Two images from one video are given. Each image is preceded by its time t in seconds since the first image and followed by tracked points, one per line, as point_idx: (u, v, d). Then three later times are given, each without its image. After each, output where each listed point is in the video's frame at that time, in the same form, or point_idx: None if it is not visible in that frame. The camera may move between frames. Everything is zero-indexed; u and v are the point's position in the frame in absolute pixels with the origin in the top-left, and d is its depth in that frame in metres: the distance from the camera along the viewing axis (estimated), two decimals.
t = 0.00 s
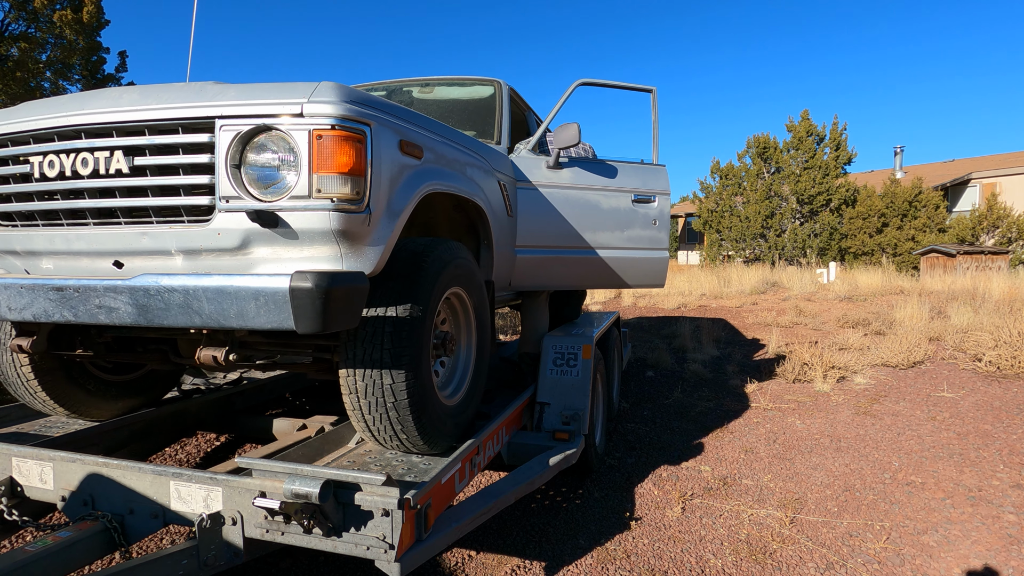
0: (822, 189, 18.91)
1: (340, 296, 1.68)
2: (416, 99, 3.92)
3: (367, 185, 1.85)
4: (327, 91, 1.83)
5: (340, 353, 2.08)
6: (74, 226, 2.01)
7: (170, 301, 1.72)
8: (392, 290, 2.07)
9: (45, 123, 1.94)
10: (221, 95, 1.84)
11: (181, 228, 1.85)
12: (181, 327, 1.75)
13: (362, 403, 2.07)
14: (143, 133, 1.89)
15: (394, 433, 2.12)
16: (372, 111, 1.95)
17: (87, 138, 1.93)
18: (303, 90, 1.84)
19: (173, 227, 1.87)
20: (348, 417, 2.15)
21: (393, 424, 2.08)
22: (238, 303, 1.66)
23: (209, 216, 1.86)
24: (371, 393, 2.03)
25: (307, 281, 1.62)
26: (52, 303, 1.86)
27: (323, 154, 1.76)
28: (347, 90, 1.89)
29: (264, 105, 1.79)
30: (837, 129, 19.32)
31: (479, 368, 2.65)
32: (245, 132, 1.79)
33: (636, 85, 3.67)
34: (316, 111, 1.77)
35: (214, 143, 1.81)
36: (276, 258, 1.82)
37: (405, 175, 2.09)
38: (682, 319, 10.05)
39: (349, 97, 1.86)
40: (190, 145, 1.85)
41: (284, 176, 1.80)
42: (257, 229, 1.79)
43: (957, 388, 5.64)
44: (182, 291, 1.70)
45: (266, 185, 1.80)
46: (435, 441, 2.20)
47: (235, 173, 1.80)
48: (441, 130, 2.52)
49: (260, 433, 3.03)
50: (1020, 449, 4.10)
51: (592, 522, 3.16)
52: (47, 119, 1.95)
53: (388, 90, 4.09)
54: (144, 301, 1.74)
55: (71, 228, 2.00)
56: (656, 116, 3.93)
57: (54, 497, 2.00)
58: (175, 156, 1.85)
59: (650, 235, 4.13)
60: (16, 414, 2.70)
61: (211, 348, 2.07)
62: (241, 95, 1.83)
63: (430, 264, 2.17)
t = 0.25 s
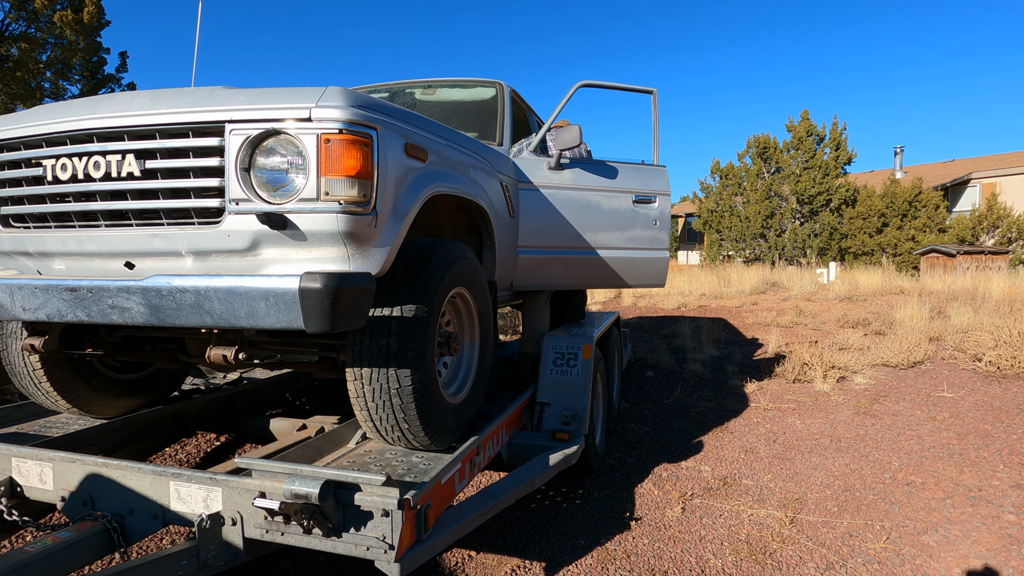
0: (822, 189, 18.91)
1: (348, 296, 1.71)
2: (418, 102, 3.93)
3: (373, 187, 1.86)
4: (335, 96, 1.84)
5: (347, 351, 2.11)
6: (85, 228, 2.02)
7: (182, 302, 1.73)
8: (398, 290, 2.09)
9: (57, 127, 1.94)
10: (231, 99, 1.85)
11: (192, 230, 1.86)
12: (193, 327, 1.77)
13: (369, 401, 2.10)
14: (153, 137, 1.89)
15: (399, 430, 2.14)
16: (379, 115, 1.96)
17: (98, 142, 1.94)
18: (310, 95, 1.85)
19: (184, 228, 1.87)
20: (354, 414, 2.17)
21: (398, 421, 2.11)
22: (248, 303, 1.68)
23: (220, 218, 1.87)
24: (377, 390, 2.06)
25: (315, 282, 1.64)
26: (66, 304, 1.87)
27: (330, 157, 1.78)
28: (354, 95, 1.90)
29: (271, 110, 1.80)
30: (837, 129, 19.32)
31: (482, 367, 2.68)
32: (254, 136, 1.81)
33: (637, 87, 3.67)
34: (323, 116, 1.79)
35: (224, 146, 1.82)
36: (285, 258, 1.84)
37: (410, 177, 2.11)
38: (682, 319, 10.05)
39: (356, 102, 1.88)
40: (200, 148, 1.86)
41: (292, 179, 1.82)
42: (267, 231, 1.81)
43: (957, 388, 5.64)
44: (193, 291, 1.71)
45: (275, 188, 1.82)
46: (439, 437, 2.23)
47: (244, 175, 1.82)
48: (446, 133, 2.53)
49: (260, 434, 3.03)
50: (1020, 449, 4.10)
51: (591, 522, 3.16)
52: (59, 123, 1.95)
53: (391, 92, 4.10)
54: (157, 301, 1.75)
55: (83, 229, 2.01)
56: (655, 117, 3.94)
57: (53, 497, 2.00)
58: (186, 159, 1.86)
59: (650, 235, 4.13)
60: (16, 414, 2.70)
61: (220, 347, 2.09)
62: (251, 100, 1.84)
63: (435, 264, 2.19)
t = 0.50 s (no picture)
0: (822, 189, 18.91)
1: (362, 298, 1.76)
2: (423, 105, 3.92)
3: (386, 193, 1.91)
4: (349, 105, 1.88)
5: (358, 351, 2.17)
6: (105, 232, 2.06)
7: (202, 303, 1.80)
8: (408, 292, 2.16)
9: (79, 134, 1.99)
10: (247, 108, 1.89)
11: (210, 234, 1.91)
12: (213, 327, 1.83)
13: (380, 400, 2.16)
14: (173, 144, 1.94)
15: (408, 425, 2.21)
16: (391, 123, 2.01)
17: (119, 148, 1.99)
18: (325, 103, 1.89)
19: (202, 233, 1.92)
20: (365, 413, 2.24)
21: (408, 418, 2.17)
22: (267, 304, 1.73)
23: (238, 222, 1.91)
24: (388, 387, 2.12)
25: (332, 284, 1.70)
26: (89, 304, 1.93)
27: (345, 164, 1.82)
28: (367, 103, 1.95)
29: (288, 119, 1.84)
30: (836, 129, 19.32)
31: (487, 365, 2.74)
32: (271, 143, 1.85)
33: (643, 89, 3.66)
34: (339, 124, 1.83)
35: (242, 154, 1.87)
36: (299, 262, 1.87)
37: (421, 183, 2.16)
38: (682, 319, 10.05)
39: (369, 110, 1.92)
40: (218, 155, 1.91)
41: (307, 185, 1.86)
42: (282, 235, 1.84)
43: (957, 388, 5.64)
44: (213, 293, 1.77)
45: (291, 194, 1.86)
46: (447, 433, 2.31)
47: (261, 182, 1.86)
48: (454, 138, 2.57)
49: (261, 434, 3.04)
50: (1020, 449, 4.09)
51: (592, 522, 3.16)
52: (80, 130, 2.00)
53: (395, 95, 4.09)
54: (178, 302, 1.82)
55: (103, 233, 2.05)
56: (661, 119, 3.92)
57: (53, 497, 2.00)
58: (204, 165, 1.91)
59: (654, 237, 4.12)
60: (16, 414, 2.69)
61: (236, 346, 2.11)
62: (268, 108, 1.88)
63: (443, 267, 2.26)
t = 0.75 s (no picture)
0: (822, 189, 18.91)
1: (378, 299, 1.88)
2: (431, 111, 4.04)
3: (400, 201, 2.03)
4: (365, 118, 2.00)
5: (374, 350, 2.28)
6: (134, 236, 2.16)
7: (230, 304, 1.89)
8: (419, 293, 2.27)
9: (111, 145, 2.09)
10: (271, 121, 2.01)
11: (235, 238, 2.03)
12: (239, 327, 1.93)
13: (395, 396, 2.26)
14: (199, 155, 2.05)
15: (422, 422, 2.32)
16: (404, 135, 2.12)
17: (149, 158, 2.09)
18: (343, 117, 2.00)
19: (227, 237, 2.04)
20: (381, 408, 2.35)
21: (420, 412, 2.28)
22: (290, 306, 1.84)
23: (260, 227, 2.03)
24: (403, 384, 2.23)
25: (351, 287, 1.80)
26: (121, 305, 2.03)
27: (362, 174, 1.93)
28: (381, 116, 2.06)
29: (308, 132, 1.95)
30: (837, 129, 19.32)
31: (493, 362, 2.86)
32: (293, 155, 1.96)
33: (649, 92, 3.67)
34: (356, 137, 1.94)
35: (265, 164, 1.98)
36: (319, 265, 2.00)
37: (431, 190, 2.28)
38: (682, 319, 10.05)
39: (384, 123, 2.04)
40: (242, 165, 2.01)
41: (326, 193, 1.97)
42: (303, 240, 1.97)
43: (957, 388, 5.64)
44: (240, 295, 1.87)
45: (312, 202, 1.98)
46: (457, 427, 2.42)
47: (284, 191, 1.98)
48: (462, 147, 2.69)
49: (262, 434, 3.06)
50: (1020, 449, 4.10)
51: (592, 522, 3.16)
52: (113, 140, 2.10)
53: (403, 101, 4.18)
54: (206, 304, 1.91)
55: (133, 237, 2.16)
56: (667, 122, 3.95)
57: (54, 496, 2.00)
58: (229, 175, 2.02)
59: (658, 238, 4.12)
60: (15, 414, 2.68)
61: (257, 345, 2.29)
62: (290, 122, 1.99)
63: (452, 269, 2.37)
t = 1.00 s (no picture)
0: (822, 189, 18.91)
1: (397, 296, 1.98)
2: (437, 116, 4.11)
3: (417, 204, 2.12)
4: (384, 127, 2.10)
5: (388, 346, 2.36)
6: (162, 236, 2.27)
7: (255, 301, 2.02)
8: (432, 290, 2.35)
9: (140, 150, 2.20)
10: (293, 127, 2.11)
11: (259, 239, 2.13)
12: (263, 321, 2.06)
13: (410, 390, 2.35)
14: (225, 159, 2.16)
15: (435, 416, 2.41)
16: (420, 141, 2.22)
17: (176, 162, 2.20)
18: (362, 124, 2.10)
19: (252, 237, 2.14)
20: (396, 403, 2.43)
21: (434, 405, 2.37)
22: (313, 304, 1.96)
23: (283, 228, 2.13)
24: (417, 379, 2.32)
25: (372, 284, 1.91)
26: (151, 302, 2.16)
27: (382, 178, 2.02)
28: (399, 123, 2.15)
29: (330, 138, 2.05)
30: (837, 129, 19.33)
31: (501, 357, 2.95)
32: (317, 160, 2.06)
33: (651, 97, 3.74)
34: (377, 143, 2.04)
35: (288, 169, 2.09)
36: (340, 265, 2.10)
37: (445, 194, 2.37)
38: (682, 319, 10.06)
39: (401, 130, 2.13)
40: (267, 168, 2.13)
41: (347, 197, 2.07)
42: (325, 241, 2.07)
43: (957, 388, 5.64)
44: (265, 292, 2.00)
45: (333, 205, 2.07)
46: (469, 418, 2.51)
47: (307, 194, 2.08)
48: (474, 151, 2.78)
49: (263, 433, 3.08)
50: (1020, 449, 4.10)
51: (592, 522, 3.16)
52: (142, 146, 2.20)
53: (410, 106, 4.25)
54: (233, 300, 2.04)
55: (161, 237, 2.26)
56: (671, 125, 4.02)
57: (57, 494, 2.01)
58: (254, 178, 2.13)
59: (661, 240, 4.11)
60: (16, 413, 2.67)
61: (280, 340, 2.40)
62: (312, 128, 2.10)
63: (463, 268, 2.46)
